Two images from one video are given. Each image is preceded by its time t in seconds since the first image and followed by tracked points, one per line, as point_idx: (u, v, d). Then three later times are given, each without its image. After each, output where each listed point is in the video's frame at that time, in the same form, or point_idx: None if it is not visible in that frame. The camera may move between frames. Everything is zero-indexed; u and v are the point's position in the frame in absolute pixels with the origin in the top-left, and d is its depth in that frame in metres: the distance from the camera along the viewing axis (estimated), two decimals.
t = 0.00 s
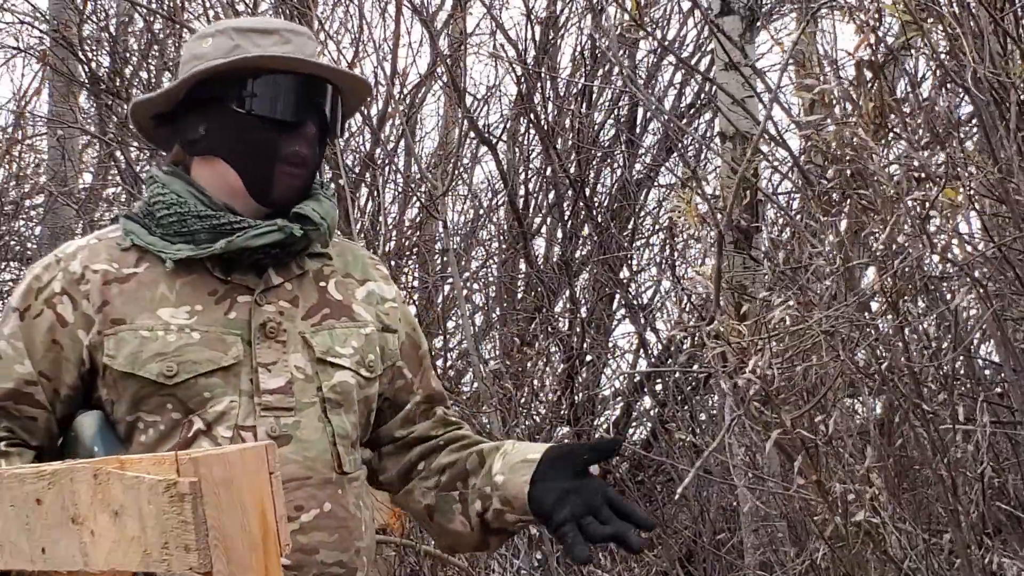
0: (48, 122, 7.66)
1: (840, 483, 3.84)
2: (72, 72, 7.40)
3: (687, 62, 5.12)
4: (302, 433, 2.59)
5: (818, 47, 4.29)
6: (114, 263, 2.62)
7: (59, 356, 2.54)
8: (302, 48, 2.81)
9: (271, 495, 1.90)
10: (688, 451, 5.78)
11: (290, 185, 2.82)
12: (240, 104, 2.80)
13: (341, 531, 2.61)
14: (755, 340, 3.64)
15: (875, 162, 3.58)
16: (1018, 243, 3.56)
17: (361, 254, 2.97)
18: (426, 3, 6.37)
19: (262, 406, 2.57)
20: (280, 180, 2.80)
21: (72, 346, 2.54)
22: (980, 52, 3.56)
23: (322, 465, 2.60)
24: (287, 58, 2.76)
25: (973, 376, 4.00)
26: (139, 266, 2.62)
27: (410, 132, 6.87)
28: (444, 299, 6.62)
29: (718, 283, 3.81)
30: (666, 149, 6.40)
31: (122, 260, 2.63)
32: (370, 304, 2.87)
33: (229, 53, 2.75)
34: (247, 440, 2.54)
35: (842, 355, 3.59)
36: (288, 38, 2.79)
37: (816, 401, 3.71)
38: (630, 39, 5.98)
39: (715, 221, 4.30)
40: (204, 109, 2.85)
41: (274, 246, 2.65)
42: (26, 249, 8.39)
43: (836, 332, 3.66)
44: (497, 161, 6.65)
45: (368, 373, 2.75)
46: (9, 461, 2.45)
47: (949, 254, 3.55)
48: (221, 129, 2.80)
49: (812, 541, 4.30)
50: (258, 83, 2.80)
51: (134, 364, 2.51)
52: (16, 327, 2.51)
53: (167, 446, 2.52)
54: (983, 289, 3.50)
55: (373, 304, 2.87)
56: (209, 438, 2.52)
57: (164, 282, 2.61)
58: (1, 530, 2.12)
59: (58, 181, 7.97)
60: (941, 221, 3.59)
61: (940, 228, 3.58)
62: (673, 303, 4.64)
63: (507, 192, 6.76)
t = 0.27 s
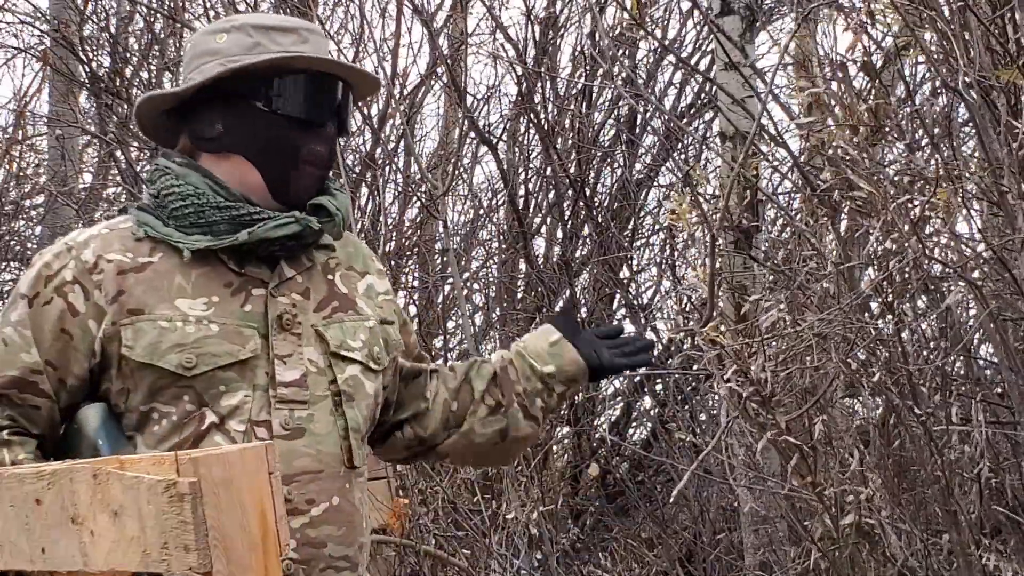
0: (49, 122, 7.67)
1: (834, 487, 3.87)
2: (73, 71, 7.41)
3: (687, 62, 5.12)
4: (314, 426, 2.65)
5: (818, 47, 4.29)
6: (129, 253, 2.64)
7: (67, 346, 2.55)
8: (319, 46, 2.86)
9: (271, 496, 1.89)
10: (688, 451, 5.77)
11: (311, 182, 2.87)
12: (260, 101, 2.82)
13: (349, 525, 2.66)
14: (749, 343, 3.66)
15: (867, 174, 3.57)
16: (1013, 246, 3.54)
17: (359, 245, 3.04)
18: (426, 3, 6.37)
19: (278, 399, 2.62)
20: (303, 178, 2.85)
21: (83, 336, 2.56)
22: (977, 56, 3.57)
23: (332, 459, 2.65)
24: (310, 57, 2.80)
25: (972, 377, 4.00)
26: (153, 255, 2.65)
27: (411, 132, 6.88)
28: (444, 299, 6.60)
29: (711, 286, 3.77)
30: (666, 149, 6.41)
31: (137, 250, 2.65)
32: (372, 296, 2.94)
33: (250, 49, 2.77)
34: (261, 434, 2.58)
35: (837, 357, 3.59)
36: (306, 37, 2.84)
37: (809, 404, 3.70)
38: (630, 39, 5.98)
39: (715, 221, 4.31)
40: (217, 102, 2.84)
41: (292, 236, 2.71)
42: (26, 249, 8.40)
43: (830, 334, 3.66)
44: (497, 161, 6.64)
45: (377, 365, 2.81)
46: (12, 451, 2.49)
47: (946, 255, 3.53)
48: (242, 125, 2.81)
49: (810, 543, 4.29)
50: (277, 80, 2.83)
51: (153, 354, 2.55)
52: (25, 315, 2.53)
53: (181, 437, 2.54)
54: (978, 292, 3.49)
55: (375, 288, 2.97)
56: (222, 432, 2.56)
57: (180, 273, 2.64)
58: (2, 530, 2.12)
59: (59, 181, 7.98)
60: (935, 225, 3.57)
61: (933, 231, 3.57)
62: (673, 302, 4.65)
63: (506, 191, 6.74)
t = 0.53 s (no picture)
0: (49, 122, 7.67)
1: (836, 486, 3.84)
2: (73, 72, 7.40)
3: (687, 62, 5.12)
4: (331, 426, 2.73)
5: (818, 46, 4.29)
6: (146, 253, 2.64)
7: (84, 347, 2.55)
8: (336, 53, 2.93)
9: (271, 497, 1.88)
10: (688, 450, 5.78)
11: (324, 187, 2.96)
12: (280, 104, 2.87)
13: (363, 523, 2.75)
14: (752, 340, 3.64)
15: (872, 175, 3.56)
16: (1015, 245, 3.55)
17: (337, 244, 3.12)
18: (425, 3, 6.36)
19: (296, 399, 2.69)
20: (318, 183, 2.94)
21: (103, 338, 2.56)
22: (979, 54, 3.58)
23: (348, 459, 2.74)
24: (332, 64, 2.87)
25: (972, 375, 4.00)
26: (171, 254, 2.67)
27: (411, 132, 6.89)
28: (444, 299, 6.58)
29: (713, 287, 3.80)
30: (666, 149, 6.41)
31: (153, 250, 2.66)
32: (361, 294, 3.03)
33: (273, 53, 2.81)
34: (284, 436, 2.65)
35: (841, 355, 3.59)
36: (324, 42, 2.90)
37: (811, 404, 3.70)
38: (630, 39, 5.98)
39: (716, 221, 4.31)
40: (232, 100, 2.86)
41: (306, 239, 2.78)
42: (26, 249, 8.39)
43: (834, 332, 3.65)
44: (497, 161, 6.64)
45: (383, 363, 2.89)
46: (26, 454, 2.49)
47: (948, 255, 3.54)
48: (260, 127, 2.86)
49: (810, 541, 4.29)
50: (296, 84, 2.89)
51: (180, 356, 2.58)
52: (43, 315, 2.50)
53: (203, 438, 2.58)
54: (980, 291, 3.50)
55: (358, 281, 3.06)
56: (245, 433, 2.61)
57: (198, 272, 2.67)
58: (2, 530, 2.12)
59: (59, 181, 7.97)
60: (936, 223, 3.59)
61: (935, 230, 3.58)
62: (673, 302, 4.65)
63: (506, 191, 6.74)
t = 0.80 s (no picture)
0: (50, 122, 7.66)
1: (840, 484, 3.83)
2: (73, 71, 7.38)
3: (687, 62, 5.11)
4: (341, 433, 2.75)
5: (819, 46, 4.28)
6: (161, 259, 2.63)
7: (99, 355, 2.52)
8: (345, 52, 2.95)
9: (271, 496, 1.89)
10: (689, 450, 5.78)
11: (332, 189, 2.98)
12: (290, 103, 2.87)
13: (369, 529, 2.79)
14: (756, 339, 3.63)
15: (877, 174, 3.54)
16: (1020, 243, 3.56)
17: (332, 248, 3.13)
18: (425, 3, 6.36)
19: (309, 406, 2.71)
20: (327, 183, 2.95)
21: (121, 346, 2.54)
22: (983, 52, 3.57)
23: (356, 466, 2.77)
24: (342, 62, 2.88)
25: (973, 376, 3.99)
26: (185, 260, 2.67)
27: (411, 132, 6.89)
28: (444, 299, 6.58)
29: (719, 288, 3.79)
30: (666, 149, 6.40)
31: (168, 255, 2.65)
32: (358, 296, 3.06)
33: (284, 51, 2.82)
34: (297, 442, 2.67)
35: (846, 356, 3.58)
36: (333, 40, 2.91)
37: (815, 403, 3.69)
38: (630, 39, 5.97)
39: (718, 221, 4.30)
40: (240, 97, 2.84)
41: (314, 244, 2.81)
42: (25, 248, 8.37)
43: (840, 332, 3.65)
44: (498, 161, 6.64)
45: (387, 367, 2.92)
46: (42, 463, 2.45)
47: (953, 254, 3.54)
48: (271, 126, 2.85)
49: (811, 541, 4.28)
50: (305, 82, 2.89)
51: (198, 364, 2.58)
52: (61, 322, 2.46)
53: (217, 444, 2.59)
54: (985, 289, 3.50)
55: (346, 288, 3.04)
56: (258, 439, 2.62)
57: (213, 278, 2.67)
58: (2, 529, 2.12)
59: (58, 181, 7.95)
60: (942, 222, 3.59)
61: (942, 228, 3.58)
62: (674, 302, 4.64)
63: (506, 191, 6.74)
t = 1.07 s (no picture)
0: (50, 122, 7.66)
1: (839, 484, 3.83)
2: (72, 72, 7.39)
3: (687, 61, 5.10)
4: (338, 430, 2.75)
5: (818, 45, 4.29)
6: (148, 258, 2.64)
7: (88, 355, 2.55)
8: (331, 42, 2.93)
9: (271, 496, 1.89)
10: (690, 450, 5.79)
11: (324, 180, 2.97)
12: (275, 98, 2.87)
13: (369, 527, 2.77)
14: (755, 339, 3.63)
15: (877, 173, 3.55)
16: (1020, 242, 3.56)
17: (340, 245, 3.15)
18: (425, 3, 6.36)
19: (303, 402, 2.71)
20: (317, 176, 2.95)
21: (109, 346, 2.56)
22: (982, 52, 3.57)
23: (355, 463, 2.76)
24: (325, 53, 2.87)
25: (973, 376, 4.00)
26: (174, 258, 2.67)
27: (412, 132, 6.89)
28: (444, 299, 6.58)
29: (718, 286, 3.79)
30: (666, 149, 6.40)
31: (157, 254, 2.66)
32: (362, 293, 3.06)
33: (266, 45, 2.81)
34: (290, 439, 2.67)
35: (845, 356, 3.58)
36: (317, 31, 2.90)
37: (814, 403, 3.68)
38: (630, 39, 5.97)
39: (717, 221, 4.31)
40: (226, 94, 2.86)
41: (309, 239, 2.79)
42: (25, 249, 8.37)
43: (838, 332, 3.65)
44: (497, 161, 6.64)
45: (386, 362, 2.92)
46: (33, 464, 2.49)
47: (953, 254, 3.54)
48: (256, 121, 2.86)
49: (811, 540, 4.29)
50: (290, 76, 2.89)
51: (186, 362, 2.58)
52: (48, 323, 2.50)
53: (210, 441, 2.60)
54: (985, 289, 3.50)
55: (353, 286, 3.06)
56: (251, 437, 2.63)
57: (202, 276, 2.68)
58: (2, 530, 2.12)
59: (58, 181, 7.96)
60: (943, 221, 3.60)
61: (942, 228, 3.58)
62: (673, 302, 4.64)
63: (506, 191, 6.74)
